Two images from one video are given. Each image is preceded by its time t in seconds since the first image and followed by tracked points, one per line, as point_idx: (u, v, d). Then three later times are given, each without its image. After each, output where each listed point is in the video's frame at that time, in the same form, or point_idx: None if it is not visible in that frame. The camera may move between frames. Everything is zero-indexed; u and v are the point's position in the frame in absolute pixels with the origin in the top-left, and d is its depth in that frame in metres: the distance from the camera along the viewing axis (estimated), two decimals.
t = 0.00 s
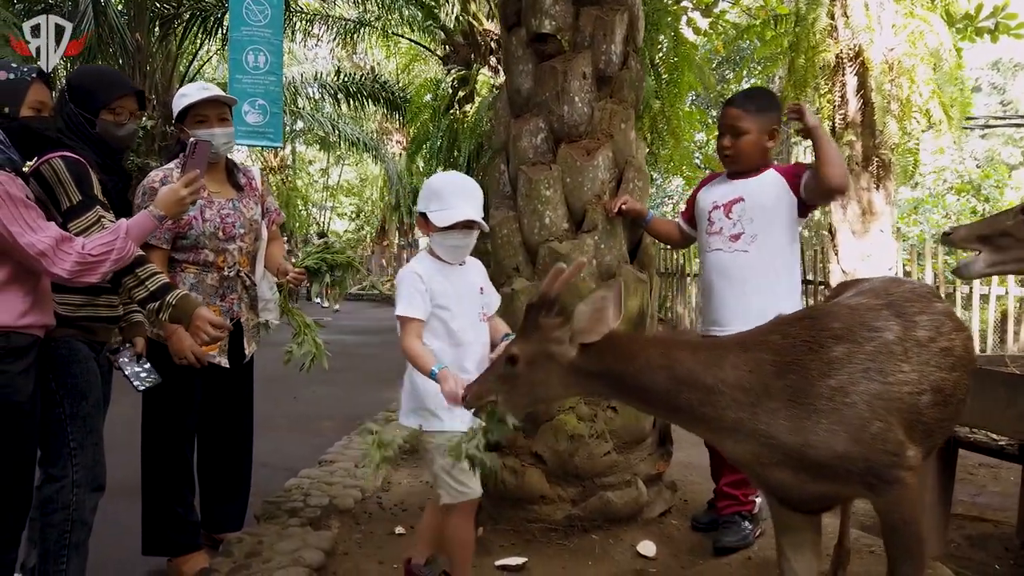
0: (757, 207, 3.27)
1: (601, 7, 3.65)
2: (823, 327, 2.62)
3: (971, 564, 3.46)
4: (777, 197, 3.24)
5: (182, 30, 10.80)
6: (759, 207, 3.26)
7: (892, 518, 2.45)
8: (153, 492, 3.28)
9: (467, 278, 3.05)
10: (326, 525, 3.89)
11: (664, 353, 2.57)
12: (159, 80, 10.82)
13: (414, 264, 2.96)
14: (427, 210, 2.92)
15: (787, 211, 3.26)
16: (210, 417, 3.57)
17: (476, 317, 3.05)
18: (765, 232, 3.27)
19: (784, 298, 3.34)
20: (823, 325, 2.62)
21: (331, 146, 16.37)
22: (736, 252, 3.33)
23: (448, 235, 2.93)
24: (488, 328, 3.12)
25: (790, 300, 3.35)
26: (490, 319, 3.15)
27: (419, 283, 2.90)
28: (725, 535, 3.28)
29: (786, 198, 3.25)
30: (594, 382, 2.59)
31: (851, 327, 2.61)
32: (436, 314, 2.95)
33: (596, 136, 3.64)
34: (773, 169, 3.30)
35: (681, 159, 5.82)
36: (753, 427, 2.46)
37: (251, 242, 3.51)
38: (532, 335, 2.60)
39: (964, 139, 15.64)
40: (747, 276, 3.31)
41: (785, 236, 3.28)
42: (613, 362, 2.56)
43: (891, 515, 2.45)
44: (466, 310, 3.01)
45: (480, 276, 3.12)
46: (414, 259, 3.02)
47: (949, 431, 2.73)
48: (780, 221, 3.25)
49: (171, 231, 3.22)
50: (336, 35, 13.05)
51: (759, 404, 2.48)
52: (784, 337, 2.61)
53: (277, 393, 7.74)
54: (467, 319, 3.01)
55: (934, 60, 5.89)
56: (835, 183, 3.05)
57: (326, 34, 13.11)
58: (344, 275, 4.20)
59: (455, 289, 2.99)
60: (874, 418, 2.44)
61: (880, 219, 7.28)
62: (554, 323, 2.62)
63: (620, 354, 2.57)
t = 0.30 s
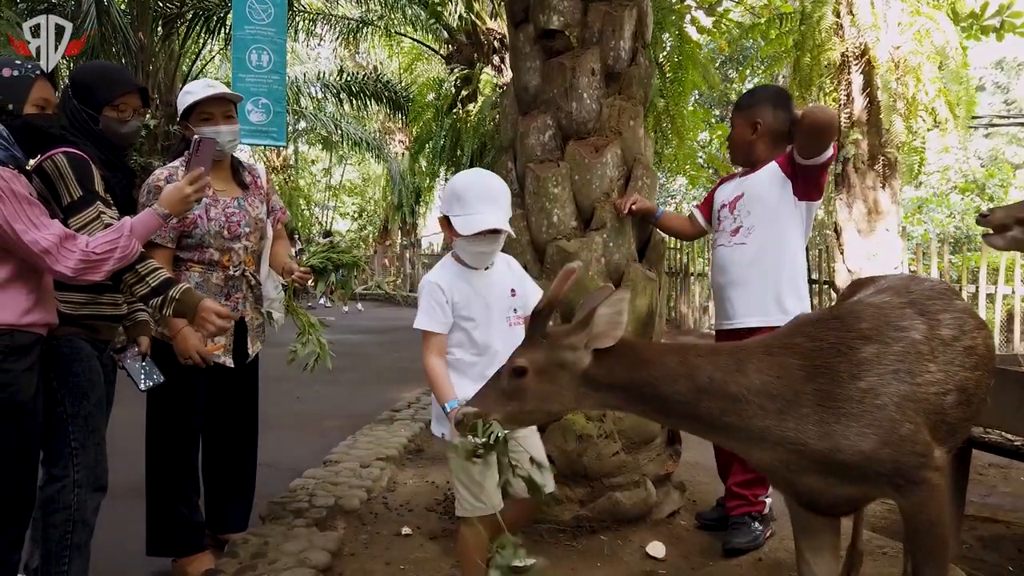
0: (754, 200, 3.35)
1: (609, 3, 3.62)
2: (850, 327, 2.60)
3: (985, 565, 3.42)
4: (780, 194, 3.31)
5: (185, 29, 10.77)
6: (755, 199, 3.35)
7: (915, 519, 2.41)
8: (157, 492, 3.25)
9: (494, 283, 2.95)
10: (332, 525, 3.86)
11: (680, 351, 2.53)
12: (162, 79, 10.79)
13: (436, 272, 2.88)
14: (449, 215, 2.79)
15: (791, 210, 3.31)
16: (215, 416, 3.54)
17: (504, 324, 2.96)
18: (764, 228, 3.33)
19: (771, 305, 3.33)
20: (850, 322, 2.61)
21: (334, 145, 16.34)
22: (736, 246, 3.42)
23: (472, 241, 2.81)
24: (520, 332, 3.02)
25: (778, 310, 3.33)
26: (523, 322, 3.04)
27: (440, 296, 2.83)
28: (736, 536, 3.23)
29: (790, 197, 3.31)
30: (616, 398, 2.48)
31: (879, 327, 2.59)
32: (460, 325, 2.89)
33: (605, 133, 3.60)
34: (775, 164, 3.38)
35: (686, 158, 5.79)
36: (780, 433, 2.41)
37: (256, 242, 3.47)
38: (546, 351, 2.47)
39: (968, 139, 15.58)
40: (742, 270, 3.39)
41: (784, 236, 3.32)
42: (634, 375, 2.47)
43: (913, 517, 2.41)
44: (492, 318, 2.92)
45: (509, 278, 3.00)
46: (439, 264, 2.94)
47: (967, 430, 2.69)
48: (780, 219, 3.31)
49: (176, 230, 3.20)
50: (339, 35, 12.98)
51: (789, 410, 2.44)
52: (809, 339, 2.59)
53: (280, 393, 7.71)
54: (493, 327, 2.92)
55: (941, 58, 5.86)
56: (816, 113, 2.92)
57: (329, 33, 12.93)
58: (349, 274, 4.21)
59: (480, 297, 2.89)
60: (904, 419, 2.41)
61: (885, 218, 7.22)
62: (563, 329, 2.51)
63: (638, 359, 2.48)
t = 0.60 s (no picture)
0: (743, 197, 3.41)
1: None
2: (875, 324, 2.53)
3: (993, 564, 3.40)
4: (769, 190, 3.34)
5: (188, 29, 10.76)
6: (743, 196, 3.41)
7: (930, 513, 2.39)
8: (160, 491, 3.24)
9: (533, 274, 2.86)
10: (336, 524, 3.85)
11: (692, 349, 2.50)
12: (164, 79, 10.80)
13: (474, 260, 2.82)
14: (490, 197, 2.64)
15: (780, 205, 3.33)
16: (217, 415, 3.52)
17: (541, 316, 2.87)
18: (754, 223, 3.38)
19: (760, 299, 3.34)
20: (876, 321, 2.55)
21: (336, 145, 16.34)
22: (730, 242, 3.49)
23: (512, 225, 2.68)
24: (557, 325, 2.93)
25: (767, 304, 3.33)
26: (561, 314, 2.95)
27: (475, 285, 2.77)
28: (740, 534, 3.22)
29: (780, 193, 3.32)
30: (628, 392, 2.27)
31: (903, 324, 2.56)
32: (495, 315, 2.83)
33: (609, 130, 3.59)
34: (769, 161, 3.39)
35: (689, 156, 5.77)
36: (812, 434, 2.30)
37: (259, 240, 3.47)
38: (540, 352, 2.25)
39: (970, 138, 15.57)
40: (735, 264, 3.44)
41: (774, 230, 3.34)
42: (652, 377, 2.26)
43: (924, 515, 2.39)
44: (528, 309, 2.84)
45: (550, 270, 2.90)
46: (479, 250, 2.87)
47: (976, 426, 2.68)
48: (767, 215, 3.35)
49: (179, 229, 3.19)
50: (341, 35, 12.98)
51: (819, 411, 2.32)
52: (834, 335, 2.50)
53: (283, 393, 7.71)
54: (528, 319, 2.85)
55: (944, 56, 5.86)
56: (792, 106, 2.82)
57: (332, 33, 12.88)
58: (353, 272, 4.23)
59: (517, 288, 2.82)
60: (930, 418, 2.39)
61: (889, 217, 7.18)
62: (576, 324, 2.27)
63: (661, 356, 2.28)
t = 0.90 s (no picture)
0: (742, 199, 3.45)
1: (614, 1, 3.61)
2: (897, 327, 2.42)
3: (995, 565, 3.40)
4: (767, 192, 3.37)
5: (190, 31, 10.76)
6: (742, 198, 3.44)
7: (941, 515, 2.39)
8: (161, 492, 3.25)
9: (582, 266, 2.71)
10: (337, 524, 3.84)
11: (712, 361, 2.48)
12: (167, 81, 10.85)
13: (521, 251, 2.70)
14: (543, 186, 2.43)
15: (778, 206, 3.34)
16: (219, 416, 3.52)
17: (590, 310, 2.70)
18: (752, 224, 3.40)
19: (761, 300, 3.34)
20: (895, 325, 2.44)
21: (338, 147, 16.37)
22: (730, 244, 3.50)
23: (567, 213, 2.46)
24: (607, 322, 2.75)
25: (767, 304, 3.33)
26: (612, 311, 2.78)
27: (520, 275, 2.64)
28: (742, 534, 3.22)
29: (777, 194, 3.34)
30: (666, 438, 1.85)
31: (923, 325, 2.47)
32: (541, 307, 2.68)
33: (610, 131, 3.58)
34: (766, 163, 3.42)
35: (691, 157, 5.78)
36: (843, 447, 2.14)
37: (261, 241, 3.48)
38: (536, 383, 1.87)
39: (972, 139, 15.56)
40: (736, 265, 3.45)
41: (773, 231, 3.34)
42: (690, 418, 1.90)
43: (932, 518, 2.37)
44: (575, 303, 2.68)
45: (600, 263, 2.76)
46: (529, 244, 2.76)
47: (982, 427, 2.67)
48: (766, 216, 3.36)
49: (181, 230, 3.20)
50: (343, 37, 12.98)
51: (850, 423, 2.16)
52: (860, 345, 2.34)
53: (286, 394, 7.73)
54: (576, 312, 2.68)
55: (946, 56, 5.87)
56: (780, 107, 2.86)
57: (333, 34, 12.90)
58: (355, 272, 4.26)
59: (565, 279, 2.67)
60: (953, 420, 2.35)
61: (891, 218, 7.18)
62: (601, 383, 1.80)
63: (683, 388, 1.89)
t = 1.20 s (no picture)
0: (739, 199, 3.45)
1: (612, 2, 3.62)
2: (909, 328, 2.38)
3: (993, 564, 3.40)
4: (764, 192, 3.37)
5: (191, 32, 10.73)
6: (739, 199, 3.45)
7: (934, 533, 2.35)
8: (158, 492, 3.26)
9: (600, 269, 2.58)
10: (335, 524, 3.85)
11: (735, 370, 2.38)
12: (168, 83, 10.89)
13: (537, 255, 2.64)
14: (561, 186, 2.44)
15: (774, 206, 3.34)
16: (217, 416, 3.53)
17: (609, 315, 2.58)
18: (749, 224, 3.40)
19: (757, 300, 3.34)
20: (909, 325, 2.39)
21: (339, 147, 16.40)
22: (727, 243, 3.50)
23: (583, 214, 2.43)
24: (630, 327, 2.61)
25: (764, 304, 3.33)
26: (635, 315, 2.63)
27: (533, 280, 2.58)
28: (739, 534, 3.21)
29: (774, 194, 3.35)
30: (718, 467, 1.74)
31: (932, 325, 2.45)
32: (557, 312, 2.59)
33: (608, 130, 3.57)
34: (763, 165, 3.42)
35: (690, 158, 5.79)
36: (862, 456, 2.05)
37: (259, 241, 3.49)
38: (555, 393, 1.86)
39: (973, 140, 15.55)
40: (733, 265, 3.45)
41: (769, 232, 3.35)
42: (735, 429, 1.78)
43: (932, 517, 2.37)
44: (594, 308, 2.57)
45: (619, 264, 2.61)
46: (546, 247, 2.68)
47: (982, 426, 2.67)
48: (763, 217, 3.37)
49: (180, 230, 3.21)
50: (344, 36, 13.01)
51: (868, 430, 2.07)
52: (875, 349, 2.28)
53: (286, 394, 7.74)
54: (594, 318, 2.57)
55: (946, 56, 5.87)
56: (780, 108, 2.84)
57: (334, 36, 13.02)
58: (351, 271, 4.27)
59: (581, 284, 2.56)
60: (962, 421, 2.35)
61: (891, 218, 7.18)
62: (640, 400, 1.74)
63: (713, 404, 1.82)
